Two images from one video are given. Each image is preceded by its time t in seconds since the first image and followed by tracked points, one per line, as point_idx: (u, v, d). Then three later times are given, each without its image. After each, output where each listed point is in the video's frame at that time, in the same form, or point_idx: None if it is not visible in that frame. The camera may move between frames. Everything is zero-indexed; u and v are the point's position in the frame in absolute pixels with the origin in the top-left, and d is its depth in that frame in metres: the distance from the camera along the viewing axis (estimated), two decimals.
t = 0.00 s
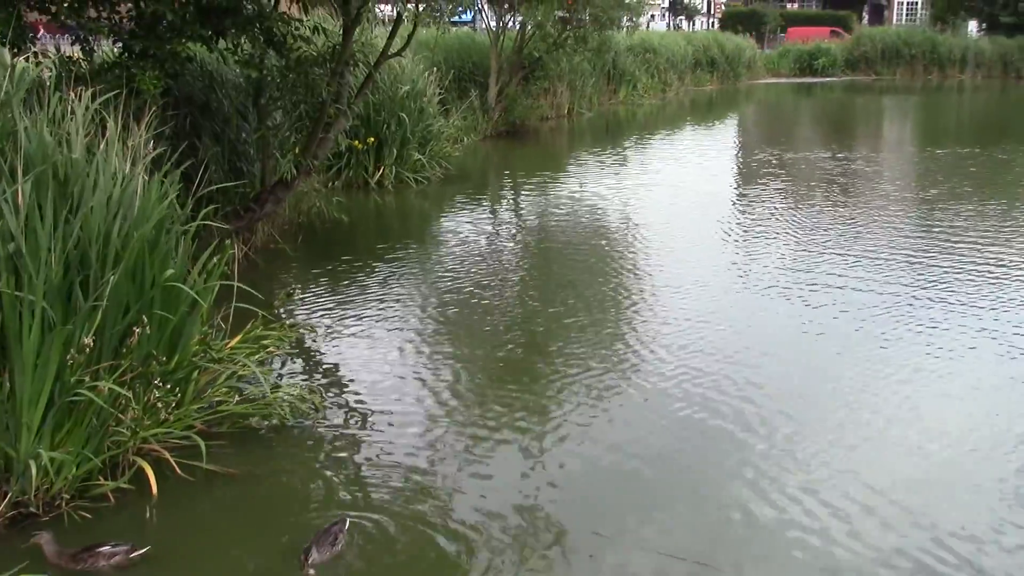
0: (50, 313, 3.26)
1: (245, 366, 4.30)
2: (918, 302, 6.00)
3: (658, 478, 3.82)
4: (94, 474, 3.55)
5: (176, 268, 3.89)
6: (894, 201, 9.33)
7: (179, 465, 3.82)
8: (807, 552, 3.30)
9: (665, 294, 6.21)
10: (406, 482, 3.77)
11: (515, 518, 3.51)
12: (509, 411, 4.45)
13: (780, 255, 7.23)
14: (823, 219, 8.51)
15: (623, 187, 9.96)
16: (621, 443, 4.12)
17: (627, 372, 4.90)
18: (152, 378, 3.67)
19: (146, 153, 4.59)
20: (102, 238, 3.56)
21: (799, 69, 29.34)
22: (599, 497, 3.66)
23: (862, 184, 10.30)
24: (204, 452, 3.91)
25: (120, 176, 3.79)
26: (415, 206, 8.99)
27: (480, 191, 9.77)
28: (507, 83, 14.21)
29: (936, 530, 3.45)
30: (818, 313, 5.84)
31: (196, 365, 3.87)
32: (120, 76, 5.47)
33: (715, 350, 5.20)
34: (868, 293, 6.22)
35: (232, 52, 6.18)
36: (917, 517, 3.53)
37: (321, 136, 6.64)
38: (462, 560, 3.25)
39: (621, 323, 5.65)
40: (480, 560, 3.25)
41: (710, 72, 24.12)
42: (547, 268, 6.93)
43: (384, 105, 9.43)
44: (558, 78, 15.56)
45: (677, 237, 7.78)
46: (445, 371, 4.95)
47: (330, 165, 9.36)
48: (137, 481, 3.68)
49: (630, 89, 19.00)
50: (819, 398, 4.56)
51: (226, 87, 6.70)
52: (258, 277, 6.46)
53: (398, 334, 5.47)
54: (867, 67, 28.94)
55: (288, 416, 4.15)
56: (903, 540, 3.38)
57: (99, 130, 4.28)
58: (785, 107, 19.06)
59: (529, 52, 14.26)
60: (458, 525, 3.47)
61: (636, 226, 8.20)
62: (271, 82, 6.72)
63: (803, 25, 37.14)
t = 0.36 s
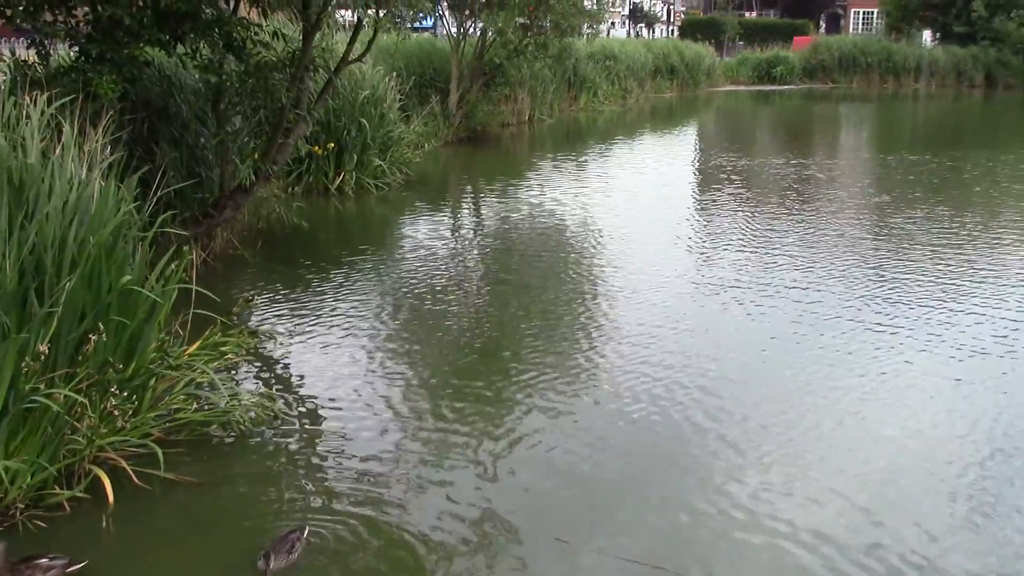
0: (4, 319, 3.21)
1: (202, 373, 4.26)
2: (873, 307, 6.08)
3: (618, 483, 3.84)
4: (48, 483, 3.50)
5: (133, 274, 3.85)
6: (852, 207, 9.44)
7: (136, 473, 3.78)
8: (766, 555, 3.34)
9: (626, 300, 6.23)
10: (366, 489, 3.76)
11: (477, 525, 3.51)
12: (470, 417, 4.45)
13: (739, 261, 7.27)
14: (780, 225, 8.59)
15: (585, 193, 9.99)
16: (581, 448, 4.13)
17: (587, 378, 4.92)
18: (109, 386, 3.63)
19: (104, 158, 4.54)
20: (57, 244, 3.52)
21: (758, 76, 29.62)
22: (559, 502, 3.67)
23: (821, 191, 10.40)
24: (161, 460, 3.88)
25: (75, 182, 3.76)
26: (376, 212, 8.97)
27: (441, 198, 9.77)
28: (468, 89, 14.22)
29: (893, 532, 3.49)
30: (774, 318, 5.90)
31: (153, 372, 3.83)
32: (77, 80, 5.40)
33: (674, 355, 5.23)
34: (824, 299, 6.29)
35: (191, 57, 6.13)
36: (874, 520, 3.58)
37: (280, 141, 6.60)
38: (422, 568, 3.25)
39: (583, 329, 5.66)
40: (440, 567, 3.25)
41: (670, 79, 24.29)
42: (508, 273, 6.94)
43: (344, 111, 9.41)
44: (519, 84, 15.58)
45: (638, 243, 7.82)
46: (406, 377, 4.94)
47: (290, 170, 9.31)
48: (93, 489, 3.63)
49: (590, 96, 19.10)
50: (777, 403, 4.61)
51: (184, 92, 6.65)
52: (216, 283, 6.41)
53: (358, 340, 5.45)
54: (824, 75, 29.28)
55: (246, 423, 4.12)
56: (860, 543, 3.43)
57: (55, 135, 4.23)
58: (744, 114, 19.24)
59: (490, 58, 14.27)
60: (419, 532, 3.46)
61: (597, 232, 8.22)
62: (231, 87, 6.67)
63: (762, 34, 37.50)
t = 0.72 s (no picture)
0: None
1: (179, 381, 4.25)
2: (848, 310, 6.12)
3: (597, 487, 3.85)
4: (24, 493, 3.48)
5: (109, 282, 3.84)
6: (827, 211, 9.50)
7: (114, 482, 3.77)
8: (744, 558, 3.36)
9: (604, 304, 6.26)
10: (345, 496, 3.76)
11: (455, 531, 3.52)
12: (448, 423, 4.45)
13: (716, 265, 7.32)
14: (756, 229, 8.64)
15: (562, 198, 10.02)
16: (559, 453, 4.14)
17: (565, 382, 4.93)
18: (85, 394, 3.62)
19: (79, 165, 4.52)
20: (32, 252, 3.50)
21: (734, 81, 29.78)
22: (539, 507, 3.68)
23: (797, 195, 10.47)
24: (138, 468, 3.86)
25: (51, 190, 3.74)
26: (353, 217, 8.97)
27: (418, 203, 9.76)
28: (445, 95, 14.23)
29: (870, 533, 3.52)
30: (750, 321, 5.93)
31: (130, 380, 3.82)
32: (51, 87, 5.37)
33: (652, 359, 5.26)
34: (800, 302, 6.33)
35: (167, 64, 6.12)
36: (850, 522, 3.60)
37: (256, 148, 6.58)
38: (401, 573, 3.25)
39: (561, 333, 5.68)
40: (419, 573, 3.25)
41: (647, 84, 24.39)
42: (486, 278, 6.96)
43: (320, 117, 9.39)
44: (496, 90, 15.60)
45: (615, 248, 7.84)
46: (385, 383, 4.94)
47: (267, 176, 9.29)
48: (70, 498, 3.61)
49: (567, 101, 19.15)
50: (754, 405, 4.64)
51: (160, 98, 6.63)
52: (193, 290, 6.38)
53: (336, 347, 5.44)
54: (799, 79, 29.45)
55: (224, 431, 4.11)
56: (837, 544, 3.45)
57: (30, 142, 4.21)
58: (720, 118, 19.35)
59: (467, 64, 14.27)
60: (398, 538, 3.46)
61: (575, 236, 8.25)
62: (206, 94, 6.65)
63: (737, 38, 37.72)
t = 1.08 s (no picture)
0: None
1: (152, 391, 4.22)
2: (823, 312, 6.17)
3: (574, 493, 3.85)
4: None
5: (80, 292, 3.81)
6: (800, 214, 9.57)
7: (86, 493, 3.73)
8: (721, 561, 3.37)
9: (579, 309, 6.28)
10: (322, 505, 3.73)
11: (434, 538, 3.51)
12: (424, 430, 4.44)
13: (690, 269, 7.35)
14: (729, 233, 8.69)
15: (536, 204, 10.03)
16: (535, 460, 4.14)
17: (540, 388, 4.93)
18: (57, 405, 3.58)
19: (49, 174, 4.48)
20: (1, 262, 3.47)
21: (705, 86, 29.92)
22: (515, 513, 3.68)
23: (770, 198, 10.53)
24: (111, 479, 3.83)
25: (20, 199, 3.70)
26: (326, 225, 8.94)
27: (392, 210, 9.75)
28: (418, 101, 14.22)
29: (846, 535, 3.54)
30: (727, 324, 5.96)
31: (102, 390, 3.79)
32: (19, 96, 5.32)
33: (628, 364, 5.26)
34: (775, 305, 6.37)
35: (136, 71, 6.07)
36: (828, 524, 3.62)
37: (228, 156, 6.55)
38: None
39: (536, 339, 5.69)
40: None
41: (619, 89, 24.47)
42: (461, 285, 6.95)
43: (292, 124, 9.36)
44: (468, 96, 15.61)
45: (589, 252, 7.86)
46: (359, 391, 4.92)
47: (239, 184, 9.24)
48: (42, 510, 3.58)
49: (539, 106, 19.18)
50: (729, 409, 4.66)
51: (130, 106, 6.60)
52: (165, 299, 6.34)
53: (311, 355, 5.41)
54: (770, 84, 29.63)
55: (198, 440, 4.08)
56: (812, 546, 3.47)
57: None
58: (693, 123, 19.45)
59: (439, 70, 14.26)
60: (376, 548, 3.44)
61: (549, 241, 8.26)
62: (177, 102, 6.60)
63: (708, 43, 37.89)
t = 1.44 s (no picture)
0: None
1: (125, 400, 4.19)
2: (798, 315, 6.23)
3: (550, 497, 3.87)
4: None
5: (51, 301, 3.79)
6: (773, 218, 9.63)
7: (59, 503, 3.71)
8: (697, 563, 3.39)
9: (554, 314, 6.30)
10: (298, 513, 3.73)
11: (411, 544, 3.51)
12: (400, 436, 4.44)
13: (665, 273, 7.39)
14: (702, 237, 8.74)
15: (511, 209, 10.05)
16: (511, 465, 4.15)
17: (515, 393, 4.94)
18: (29, 415, 3.56)
19: (19, 183, 4.45)
20: None
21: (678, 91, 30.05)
22: (491, 517, 3.70)
23: (742, 203, 10.60)
24: (85, 489, 3.81)
25: None
26: (301, 232, 8.93)
27: (366, 216, 9.75)
28: (392, 108, 14.21)
29: (819, 535, 3.57)
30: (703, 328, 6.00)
31: (74, 400, 3.76)
32: None
33: (602, 368, 5.29)
34: (749, 308, 6.42)
35: (107, 79, 6.04)
36: (802, 525, 3.64)
37: (200, 164, 6.52)
38: None
39: (512, 344, 5.70)
40: None
41: (592, 95, 24.55)
42: (436, 291, 6.96)
43: (265, 131, 9.34)
44: (442, 102, 15.62)
45: (564, 258, 7.89)
46: (335, 397, 4.91)
47: (212, 192, 9.20)
48: (14, 521, 3.55)
49: (513, 112, 19.22)
50: (703, 412, 4.69)
51: (101, 114, 6.59)
52: (138, 308, 6.31)
53: (286, 362, 5.40)
54: (742, 89, 29.81)
55: (171, 449, 4.07)
56: (786, 546, 3.50)
57: None
58: (666, 129, 19.54)
59: (412, 77, 14.26)
60: (353, 555, 3.44)
61: (524, 247, 8.28)
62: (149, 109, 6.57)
63: (680, 49, 38.08)
